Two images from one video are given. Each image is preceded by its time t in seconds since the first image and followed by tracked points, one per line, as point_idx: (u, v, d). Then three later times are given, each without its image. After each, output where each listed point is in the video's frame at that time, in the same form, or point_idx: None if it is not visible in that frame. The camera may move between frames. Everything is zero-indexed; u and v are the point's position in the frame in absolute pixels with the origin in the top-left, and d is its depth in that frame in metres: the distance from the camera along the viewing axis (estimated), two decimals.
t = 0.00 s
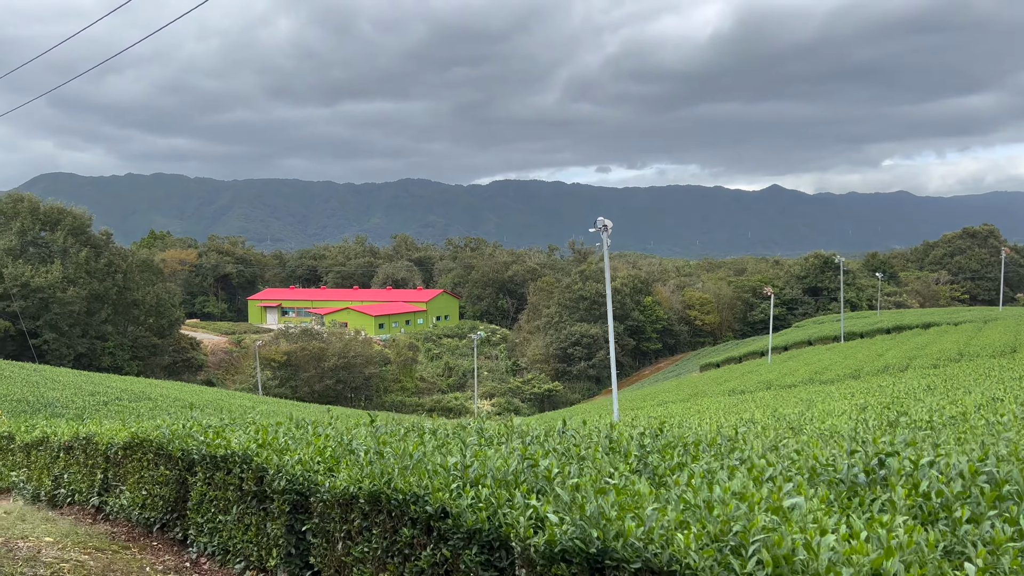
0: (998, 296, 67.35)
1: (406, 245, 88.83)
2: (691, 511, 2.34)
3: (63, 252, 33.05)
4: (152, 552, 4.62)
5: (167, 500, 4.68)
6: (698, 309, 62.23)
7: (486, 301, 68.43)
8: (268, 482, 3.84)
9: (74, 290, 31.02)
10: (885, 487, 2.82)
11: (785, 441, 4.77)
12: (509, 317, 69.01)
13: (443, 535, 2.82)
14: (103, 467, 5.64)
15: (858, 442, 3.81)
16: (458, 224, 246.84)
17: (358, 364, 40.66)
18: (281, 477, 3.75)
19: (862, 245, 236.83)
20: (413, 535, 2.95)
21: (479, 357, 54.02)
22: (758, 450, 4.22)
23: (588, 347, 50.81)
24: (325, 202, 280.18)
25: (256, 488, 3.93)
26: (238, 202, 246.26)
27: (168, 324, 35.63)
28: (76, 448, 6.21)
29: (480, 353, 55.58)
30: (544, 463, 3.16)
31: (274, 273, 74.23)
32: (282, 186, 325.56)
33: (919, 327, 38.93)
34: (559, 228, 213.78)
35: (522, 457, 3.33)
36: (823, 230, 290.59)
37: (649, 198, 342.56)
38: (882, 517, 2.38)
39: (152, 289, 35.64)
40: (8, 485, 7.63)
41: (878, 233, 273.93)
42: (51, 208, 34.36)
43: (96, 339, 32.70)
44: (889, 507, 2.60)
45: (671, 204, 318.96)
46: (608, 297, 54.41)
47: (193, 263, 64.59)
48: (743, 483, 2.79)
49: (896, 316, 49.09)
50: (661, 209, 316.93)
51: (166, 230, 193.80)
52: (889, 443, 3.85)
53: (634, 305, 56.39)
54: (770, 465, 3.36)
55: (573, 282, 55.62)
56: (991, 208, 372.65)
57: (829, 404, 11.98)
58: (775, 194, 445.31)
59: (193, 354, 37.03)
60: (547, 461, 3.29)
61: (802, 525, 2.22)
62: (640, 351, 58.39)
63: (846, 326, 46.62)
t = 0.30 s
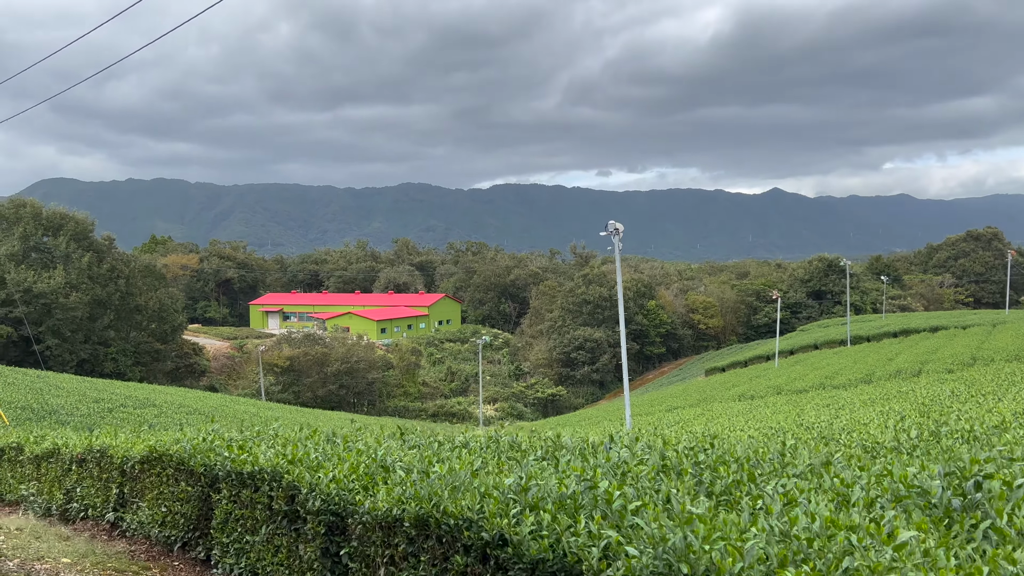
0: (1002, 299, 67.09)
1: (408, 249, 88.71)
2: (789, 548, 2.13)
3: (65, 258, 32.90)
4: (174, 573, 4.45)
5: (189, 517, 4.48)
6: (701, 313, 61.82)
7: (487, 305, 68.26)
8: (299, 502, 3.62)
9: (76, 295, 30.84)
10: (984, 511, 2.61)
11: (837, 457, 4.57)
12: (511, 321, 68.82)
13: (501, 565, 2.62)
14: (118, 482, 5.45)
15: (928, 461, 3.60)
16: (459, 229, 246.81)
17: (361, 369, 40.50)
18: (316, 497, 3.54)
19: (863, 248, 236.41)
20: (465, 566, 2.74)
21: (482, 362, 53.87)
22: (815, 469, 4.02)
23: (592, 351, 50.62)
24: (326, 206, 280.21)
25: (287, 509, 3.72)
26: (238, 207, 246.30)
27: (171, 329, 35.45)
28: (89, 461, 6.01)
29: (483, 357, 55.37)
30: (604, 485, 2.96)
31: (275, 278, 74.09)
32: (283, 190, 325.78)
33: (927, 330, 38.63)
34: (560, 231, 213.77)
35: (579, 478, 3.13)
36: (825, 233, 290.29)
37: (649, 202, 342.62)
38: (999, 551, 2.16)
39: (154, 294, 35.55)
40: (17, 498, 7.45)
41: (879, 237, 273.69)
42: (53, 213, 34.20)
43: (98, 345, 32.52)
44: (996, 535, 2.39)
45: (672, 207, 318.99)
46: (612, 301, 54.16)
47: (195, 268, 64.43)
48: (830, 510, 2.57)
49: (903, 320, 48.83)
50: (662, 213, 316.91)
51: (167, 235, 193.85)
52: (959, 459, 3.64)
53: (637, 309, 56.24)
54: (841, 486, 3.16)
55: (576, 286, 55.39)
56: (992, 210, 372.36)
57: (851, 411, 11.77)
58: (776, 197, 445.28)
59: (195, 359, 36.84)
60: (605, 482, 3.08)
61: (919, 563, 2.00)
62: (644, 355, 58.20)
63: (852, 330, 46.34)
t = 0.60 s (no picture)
0: (1004, 299, 66.99)
1: (408, 252, 88.52)
2: None
3: (66, 261, 32.68)
4: None
5: (214, 529, 4.31)
6: (704, 314, 61.54)
7: (488, 307, 68.09)
8: (337, 514, 3.44)
9: (78, 298, 30.64)
10: None
11: (889, 464, 4.40)
12: (513, 324, 68.67)
13: None
14: (136, 490, 5.27)
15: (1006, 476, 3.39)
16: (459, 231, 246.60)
17: (363, 371, 40.31)
18: (356, 510, 3.34)
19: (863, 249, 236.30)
20: None
21: (483, 364, 53.74)
22: (874, 480, 3.84)
23: (594, 353, 50.43)
24: (326, 208, 280.07)
25: (323, 521, 3.54)
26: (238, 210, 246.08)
27: (173, 332, 35.27)
28: (103, 468, 5.81)
29: (484, 359, 55.18)
30: (675, 498, 2.77)
31: (276, 281, 73.91)
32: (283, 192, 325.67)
33: (932, 332, 38.42)
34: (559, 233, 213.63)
35: (643, 490, 2.94)
36: (825, 235, 290.23)
37: (649, 204, 342.75)
38: None
39: (156, 297, 35.47)
40: (27, 506, 7.25)
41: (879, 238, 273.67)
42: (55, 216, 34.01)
43: (100, 348, 32.34)
44: None
45: (672, 209, 319.03)
46: (614, 303, 53.95)
47: (195, 271, 64.21)
48: (927, 529, 2.38)
49: (907, 320, 48.58)
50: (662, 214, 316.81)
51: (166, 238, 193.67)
52: None
53: (640, 310, 56.09)
54: (919, 499, 2.99)
55: (578, 288, 55.17)
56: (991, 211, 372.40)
57: (870, 413, 11.62)
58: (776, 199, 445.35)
59: (197, 362, 36.59)
60: (670, 495, 2.91)
61: None
62: (646, 357, 58.03)
63: (856, 331, 46.16)
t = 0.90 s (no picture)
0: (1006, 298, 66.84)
1: (408, 252, 88.27)
2: None
3: (66, 262, 32.37)
4: None
5: (239, 544, 4.12)
6: (706, 314, 61.34)
7: (489, 308, 67.84)
8: (377, 531, 3.23)
9: (77, 300, 30.37)
10: None
11: (948, 472, 4.20)
12: (513, 324, 68.47)
13: None
14: (152, 500, 5.06)
15: None
16: (458, 231, 246.28)
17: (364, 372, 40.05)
18: (398, 527, 3.13)
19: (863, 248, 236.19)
20: None
21: (484, 364, 53.48)
22: (940, 490, 3.64)
23: (596, 354, 50.19)
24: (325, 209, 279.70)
25: (360, 538, 3.34)
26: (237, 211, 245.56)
27: (173, 334, 35.00)
28: (117, 476, 5.59)
29: (485, 359, 54.95)
30: (755, 517, 2.56)
31: (275, 282, 73.64)
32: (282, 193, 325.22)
33: (937, 331, 38.20)
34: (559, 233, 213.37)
35: (714, 506, 2.74)
36: (824, 234, 290.17)
37: (648, 204, 342.65)
38: None
39: (156, 298, 35.17)
40: (36, 514, 7.04)
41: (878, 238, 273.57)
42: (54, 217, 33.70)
43: (100, 350, 32.10)
44: None
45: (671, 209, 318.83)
46: (616, 303, 53.69)
47: (195, 272, 63.92)
48: None
49: (911, 320, 48.33)
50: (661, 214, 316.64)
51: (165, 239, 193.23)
52: None
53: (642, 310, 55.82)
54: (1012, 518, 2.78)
55: (580, 288, 54.84)
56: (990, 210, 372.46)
57: (890, 414, 11.42)
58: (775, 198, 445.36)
59: (198, 364, 36.30)
60: (744, 513, 2.70)
61: None
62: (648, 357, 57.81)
63: (860, 330, 45.92)
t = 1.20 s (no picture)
0: (1005, 296, 66.85)
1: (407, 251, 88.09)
2: None
3: (66, 261, 32.11)
4: None
5: (264, 553, 3.92)
6: (706, 312, 61.26)
7: (488, 306, 67.72)
8: (420, 540, 3.04)
9: (77, 299, 30.13)
10: None
11: (1007, 475, 4.04)
12: (512, 323, 68.31)
13: None
14: (168, 506, 4.86)
15: None
16: (456, 230, 246.07)
17: (365, 371, 39.86)
18: (444, 536, 2.95)
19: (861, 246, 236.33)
20: None
21: (485, 363, 53.32)
22: (1006, 496, 3.50)
23: (597, 352, 50.03)
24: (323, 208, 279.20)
25: (401, 549, 3.15)
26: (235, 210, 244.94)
27: (173, 333, 34.76)
28: (130, 479, 5.39)
29: (485, 358, 54.80)
30: (843, 528, 2.41)
31: (274, 281, 73.39)
32: (280, 192, 324.50)
33: (940, 329, 38.05)
34: (557, 231, 213.15)
35: (795, 516, 2.57)
36: (822, 233, 290.31)
37: (647, 202, 342.64)
38: None
39: (157, 297, 34.92)
40: (43, 518, 6.85)
41: (876, 236, 273.82)
42: (54, 215, 33.44)
43: (100, 348, 31.86)
44: None
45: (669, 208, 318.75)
46: (617, 301, 53.54)
47: (194, 271, 63.65)
48: None
49: (913, 318, 48.16)
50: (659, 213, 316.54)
51: (163, 237, 192.64)
52: None
53: (643, 308, 55.67)
54: None
55: (581, 286, 54.63)
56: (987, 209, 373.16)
57: (907, 412, 11.27)
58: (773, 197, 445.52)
59: (198, 363, 36.09)
60: (826, 520, 2.52)
61: None
62: (648, 355, 57.63)
63: (863, 329, 45.77)
